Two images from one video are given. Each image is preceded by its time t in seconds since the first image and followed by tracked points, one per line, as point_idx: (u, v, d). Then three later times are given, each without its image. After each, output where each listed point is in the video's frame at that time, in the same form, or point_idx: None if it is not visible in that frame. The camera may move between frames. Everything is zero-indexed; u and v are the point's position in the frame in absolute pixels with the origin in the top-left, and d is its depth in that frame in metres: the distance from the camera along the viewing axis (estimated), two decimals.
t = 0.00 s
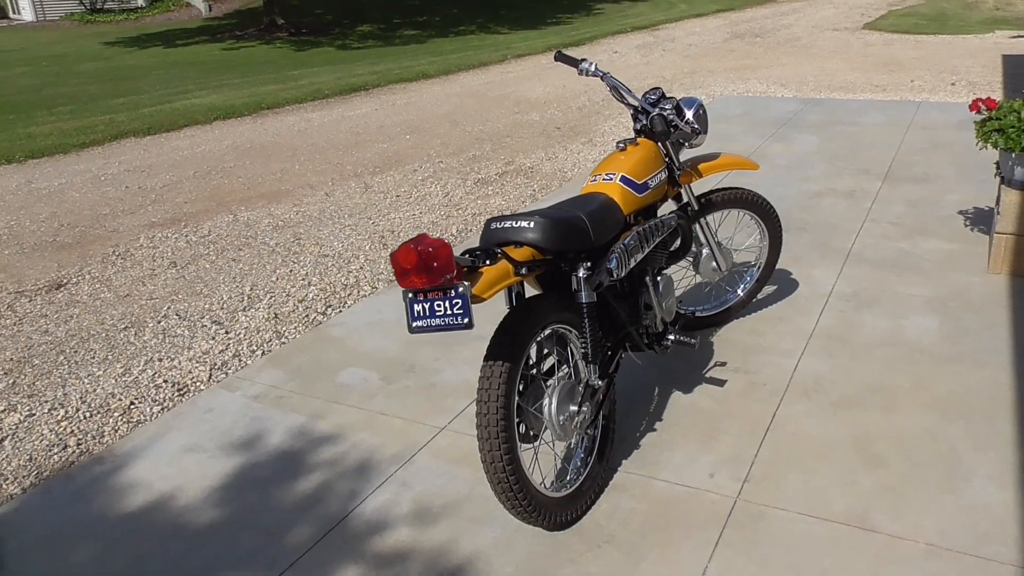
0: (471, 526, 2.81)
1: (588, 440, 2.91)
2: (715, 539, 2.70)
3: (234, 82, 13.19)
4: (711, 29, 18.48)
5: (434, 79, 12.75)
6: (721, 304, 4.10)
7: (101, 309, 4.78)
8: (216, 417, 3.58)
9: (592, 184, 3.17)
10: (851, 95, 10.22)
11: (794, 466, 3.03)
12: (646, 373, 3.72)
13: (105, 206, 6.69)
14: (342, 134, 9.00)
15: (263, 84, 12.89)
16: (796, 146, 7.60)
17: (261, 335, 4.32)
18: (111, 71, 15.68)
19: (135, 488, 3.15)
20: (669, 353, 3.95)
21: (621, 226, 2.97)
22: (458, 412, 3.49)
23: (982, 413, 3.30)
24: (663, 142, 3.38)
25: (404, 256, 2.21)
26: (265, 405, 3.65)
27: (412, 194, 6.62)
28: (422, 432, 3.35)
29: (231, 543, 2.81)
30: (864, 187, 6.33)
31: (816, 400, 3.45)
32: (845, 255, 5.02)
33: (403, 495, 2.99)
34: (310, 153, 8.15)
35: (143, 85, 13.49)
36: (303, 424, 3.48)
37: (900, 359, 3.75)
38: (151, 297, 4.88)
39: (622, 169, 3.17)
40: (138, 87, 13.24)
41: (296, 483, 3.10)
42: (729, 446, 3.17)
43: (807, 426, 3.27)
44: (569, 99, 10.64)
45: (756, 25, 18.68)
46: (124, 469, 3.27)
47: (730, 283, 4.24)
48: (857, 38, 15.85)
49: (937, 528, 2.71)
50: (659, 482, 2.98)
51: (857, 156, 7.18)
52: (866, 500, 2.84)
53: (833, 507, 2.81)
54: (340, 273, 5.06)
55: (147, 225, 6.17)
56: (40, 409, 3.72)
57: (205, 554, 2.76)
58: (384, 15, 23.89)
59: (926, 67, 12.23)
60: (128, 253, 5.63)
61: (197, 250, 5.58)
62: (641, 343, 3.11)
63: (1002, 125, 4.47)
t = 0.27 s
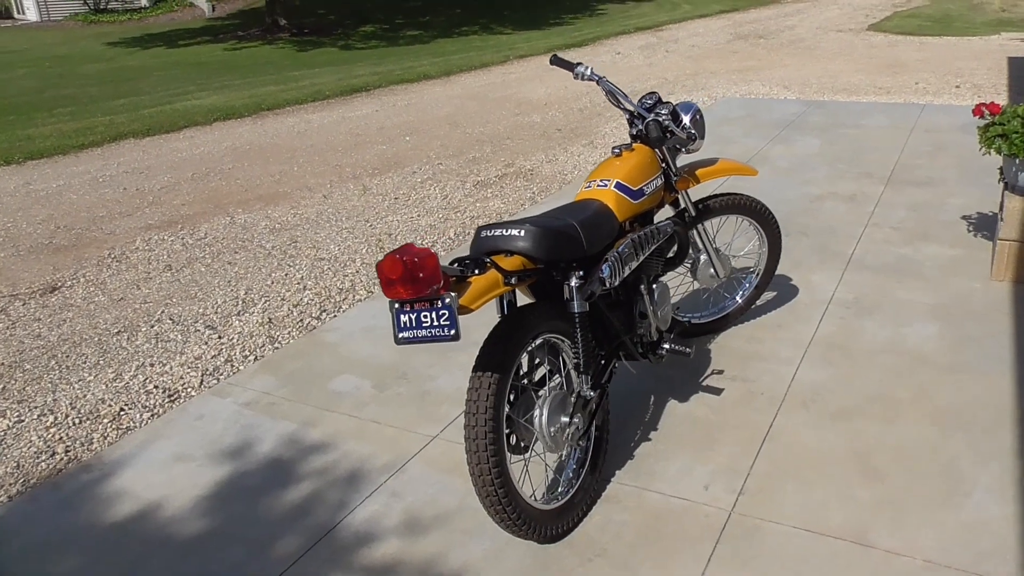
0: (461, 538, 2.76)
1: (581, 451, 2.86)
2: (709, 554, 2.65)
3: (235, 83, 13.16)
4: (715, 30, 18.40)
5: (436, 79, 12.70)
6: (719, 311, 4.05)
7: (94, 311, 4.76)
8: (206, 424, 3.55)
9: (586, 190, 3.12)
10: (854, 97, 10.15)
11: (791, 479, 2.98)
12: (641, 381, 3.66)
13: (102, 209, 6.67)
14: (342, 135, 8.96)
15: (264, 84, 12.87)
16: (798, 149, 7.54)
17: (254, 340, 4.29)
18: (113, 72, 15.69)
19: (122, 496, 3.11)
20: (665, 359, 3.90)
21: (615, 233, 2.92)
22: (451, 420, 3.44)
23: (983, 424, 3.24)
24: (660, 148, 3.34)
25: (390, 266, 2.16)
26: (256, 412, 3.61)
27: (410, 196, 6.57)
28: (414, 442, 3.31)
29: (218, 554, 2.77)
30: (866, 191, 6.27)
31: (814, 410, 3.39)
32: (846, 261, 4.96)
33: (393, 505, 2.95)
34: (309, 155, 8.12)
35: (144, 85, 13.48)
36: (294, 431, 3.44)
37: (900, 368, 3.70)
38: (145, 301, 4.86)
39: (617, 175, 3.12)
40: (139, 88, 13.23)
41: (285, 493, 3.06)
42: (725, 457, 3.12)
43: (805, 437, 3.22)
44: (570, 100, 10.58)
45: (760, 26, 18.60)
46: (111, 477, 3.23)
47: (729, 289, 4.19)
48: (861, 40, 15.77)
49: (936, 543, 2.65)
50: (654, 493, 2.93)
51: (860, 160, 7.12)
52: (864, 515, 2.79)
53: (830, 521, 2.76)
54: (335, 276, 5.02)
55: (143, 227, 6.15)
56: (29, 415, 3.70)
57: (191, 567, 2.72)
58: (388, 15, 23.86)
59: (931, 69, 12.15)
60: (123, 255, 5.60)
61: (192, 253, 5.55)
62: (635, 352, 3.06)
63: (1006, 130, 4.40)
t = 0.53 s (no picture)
0: (450, 545, 2.72)
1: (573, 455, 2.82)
2: (701, 560, 2.61)
3: (233, 80, 13.14)
4: (716, 25, 18.32)
5: (435, 76, 12.66)
6: (714, 312, 4.01)
7: (86, 313, 4.73)
8: (195, 427, 3.51)
9: (578, 191, 3.07)
10: (855, 94, 10.09)
11: (785, 483, 2.94)
12: (636, 383, 3.62)
13: (96, 209, 6.65)
14: (339, 133, 8.92)
15: (263, 82, 12.84)
16: (798, 147, 7.49)
17: (245, 341, 4.25)
18: (112, 69, 15.67)
19: (109, 502, 3.08)
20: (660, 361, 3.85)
21: (607, 235, 2.88)
22: (443, 424, 3.40)
23: (981, 428, 3.20)
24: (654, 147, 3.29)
25: (373, 270, 2.13)
26: (246, 415, 3.58)
27: (407, 195, 6.53)
28: (405, 445, 3.27)
29: (204, 560, 2.74)
30: (866, 190, 6.22)
31: (810, 413, 3.35)
32: (844, 260, 4.92)
33: (382, 511, 2.91)
34: (305, 153, 8.08)
35: (142, 83, 13.46)
36: (284, 435, 3.40)
37: (898, 370, 3.65)
38: (137, 302, 4.83)
39: (609, 176, 3.07)
40: (137, 85, 13.21)
41: (273, 498, 3.03)
42: (719, 461, 3.08)
43: (799, 441, 3.18)
44: (569, 97, 10.54)
45: (762, 22, 18.52)
46: (98, 482, 3.20)
47: (725, 290, 4.15)
48: (863, 36, 15.70)
49: (931, 550, 2.61)
50: (646, 499, 2.89)
51: (860, 158, 7.07)
52: (859, 520, 2.75)
53: (824, 527, 2.72)
54: (329, 277, 4.98)
55: (137, 227, 6.14)
56: (16, 419, 3.67)
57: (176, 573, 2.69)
58: (388, 11, 23.81)
59: (932, 65, 12.08)
60: (116, 256, 5.58)
61: (185, 254, 5.52)
62: (628, 355, 3.02)
63: (1006, 128, 4.36)
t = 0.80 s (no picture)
0: (444, 549, 2.69)
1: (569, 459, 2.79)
2: (697, 565, 2.58)
3: (236, 78, 13.13)
4: (720, 24, 18.25)
5: (438, 74, 12.63)
6: (714, 313, 3.97)
7: (83, 312, 4.72)
8: (191, 428, 3.49)
9: (575, 191, 3.03)
10: (859, 92, 10.03)
11: (783, 487, 2.91)
12: (634, 385, 3.59)
13: (96, 208, 6.64)
14: (341, 131, 8.89)
15: (265, 80, 12.83)
16: (801, 146, 7.44)
17: (243, 341, 4.23)
18: (115, 66, 15.67)
19: (103, 502, 3.06)
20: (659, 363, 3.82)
21: (604, 236, 2.85)
22: (439, 426, 3.37)
23: (983, 431, 3.16)
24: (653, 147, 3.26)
25: (363, 273, 2.10)
26: (242, 415, 3.55)
27: (407, 194, 6.50)
28: (401, 447, 3.24)
29: (196, 562, 2.71)
30: (869, 189, 6.17)
31: (809, 416, 3.32)
32: (846, 261, 4.88)
33: (376, 514, 2.88)
34: (306, 152, 8.06)
35: (144, 81, 13.46)
36: (279, 436, 3.38)
37: (899, 373, 3.61)
38: (135, 301, 4.81)
39: (607, 176, 3.04)
40: (140, 83, 13.20)
41: (267, 500, 3.00)
42: (717, 465, 3.04)
43: (799, 444, 3.14)
44: (572, 95, 10.50)
45: (766, 20, 18.45)
46: (92, 483, 3.18)
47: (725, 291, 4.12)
48: (868, 34, 15.63)
49: (931, 556, 2.58)
50: (642, 502, 2.86)
51: (863, 157, 7.02)
52: (858, 525, 2.71)
53: (822, 532, 2.69)
54: (327, 276, 4.96)
55: (136, 226, 6.13)
56: (12, 418, 3.65)
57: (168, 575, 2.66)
58: (391, 8, 23.77)
59: (938, 64, 12.01)
60: (115, 255, 5.57)
61: (184, 253, 5.50)
62: (624, 357, 2.98)
63: (1011, 128, 4.32)
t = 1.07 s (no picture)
0: (437, 551, 2.68)
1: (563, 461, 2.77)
2: (692, 569, 2.56)
3: (238, 76, 13.12)
4: (724, 20, 18.18)
5: (440, 72, 12.60)
6: (713, 313, 3.95)
7: (82, 312, 4.71)
8: (187, 429, 3.47)
9: (571, 191, 3.01)
10: (863, 89, 9.98)
11: (780, 490, 2.89)
12: (631, 385, 3.57)
13: (96, 207, 6.64)
14: (342, 129, 8.88)
15: (267, 78, 12.82)
16: (804, 144, 7.40)
17: (240, 341, 4.22)
18: (117, 65, 15.68)
19: (97, 504, 3.05)
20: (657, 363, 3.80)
21: (600, 237, 2.83)
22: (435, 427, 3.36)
23: (982, 433, 3.14)
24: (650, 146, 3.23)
25: (353, 275, 2.09)
26: (238, 416, 3.54)
27: (407, 193, 6.48)
28: (396, 449, 3.23)
29: (188, 565, 2.70)
30: (871, 187, 6.14)
31: (808, 418, 3.30)
32: (847, 260, 4.85)
33: (370, 516, 2.87)
34: (307, 150, 8.05)
35: (147, 79, 13.46)
36: (275, 437, 3.36)
37: (899, 374, 3.59)
38: (134, 301, 4.80)
39: (603, 175, 3.02)
40: (142, 81, 13.21)
41: (261, 501, 2.99)
42: (713, 467, 3.02)
43: (797, 445, 3.12)
44: (574, 93, 10.46)
45: (770, 16, 18.37)
46: (87, 484, 3.17)
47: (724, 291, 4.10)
48: (872, 30, 15.55)
49: (928, 559, 2.56)
50: (638, 505, 2.85)
51: (866, 155, 6.98)
52: (855, 528, 2.69)
53: (819, 535, 2.67)
54: (326, 276, 4.95)
55: (136, 225, 6.13)
56: (9, 419, 3.65)
57: None
58: (394, 6, 23.75)
59: (942, 60, 11.95)
60: (114, 254, 5.57)
61: (183, 252, 5.50)
62: (621, 359, 2.97)
63: (1013, 125, 4.29)
